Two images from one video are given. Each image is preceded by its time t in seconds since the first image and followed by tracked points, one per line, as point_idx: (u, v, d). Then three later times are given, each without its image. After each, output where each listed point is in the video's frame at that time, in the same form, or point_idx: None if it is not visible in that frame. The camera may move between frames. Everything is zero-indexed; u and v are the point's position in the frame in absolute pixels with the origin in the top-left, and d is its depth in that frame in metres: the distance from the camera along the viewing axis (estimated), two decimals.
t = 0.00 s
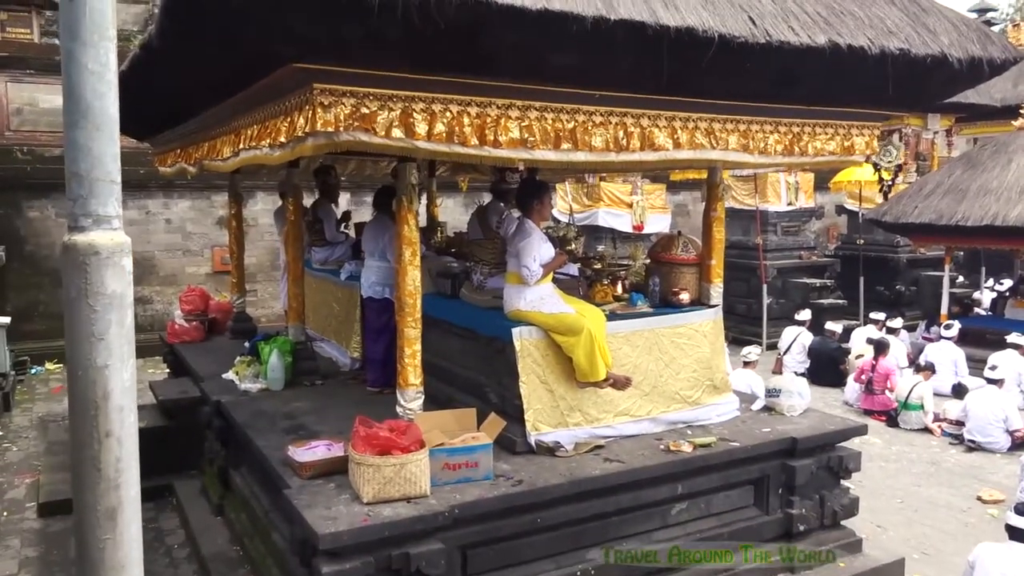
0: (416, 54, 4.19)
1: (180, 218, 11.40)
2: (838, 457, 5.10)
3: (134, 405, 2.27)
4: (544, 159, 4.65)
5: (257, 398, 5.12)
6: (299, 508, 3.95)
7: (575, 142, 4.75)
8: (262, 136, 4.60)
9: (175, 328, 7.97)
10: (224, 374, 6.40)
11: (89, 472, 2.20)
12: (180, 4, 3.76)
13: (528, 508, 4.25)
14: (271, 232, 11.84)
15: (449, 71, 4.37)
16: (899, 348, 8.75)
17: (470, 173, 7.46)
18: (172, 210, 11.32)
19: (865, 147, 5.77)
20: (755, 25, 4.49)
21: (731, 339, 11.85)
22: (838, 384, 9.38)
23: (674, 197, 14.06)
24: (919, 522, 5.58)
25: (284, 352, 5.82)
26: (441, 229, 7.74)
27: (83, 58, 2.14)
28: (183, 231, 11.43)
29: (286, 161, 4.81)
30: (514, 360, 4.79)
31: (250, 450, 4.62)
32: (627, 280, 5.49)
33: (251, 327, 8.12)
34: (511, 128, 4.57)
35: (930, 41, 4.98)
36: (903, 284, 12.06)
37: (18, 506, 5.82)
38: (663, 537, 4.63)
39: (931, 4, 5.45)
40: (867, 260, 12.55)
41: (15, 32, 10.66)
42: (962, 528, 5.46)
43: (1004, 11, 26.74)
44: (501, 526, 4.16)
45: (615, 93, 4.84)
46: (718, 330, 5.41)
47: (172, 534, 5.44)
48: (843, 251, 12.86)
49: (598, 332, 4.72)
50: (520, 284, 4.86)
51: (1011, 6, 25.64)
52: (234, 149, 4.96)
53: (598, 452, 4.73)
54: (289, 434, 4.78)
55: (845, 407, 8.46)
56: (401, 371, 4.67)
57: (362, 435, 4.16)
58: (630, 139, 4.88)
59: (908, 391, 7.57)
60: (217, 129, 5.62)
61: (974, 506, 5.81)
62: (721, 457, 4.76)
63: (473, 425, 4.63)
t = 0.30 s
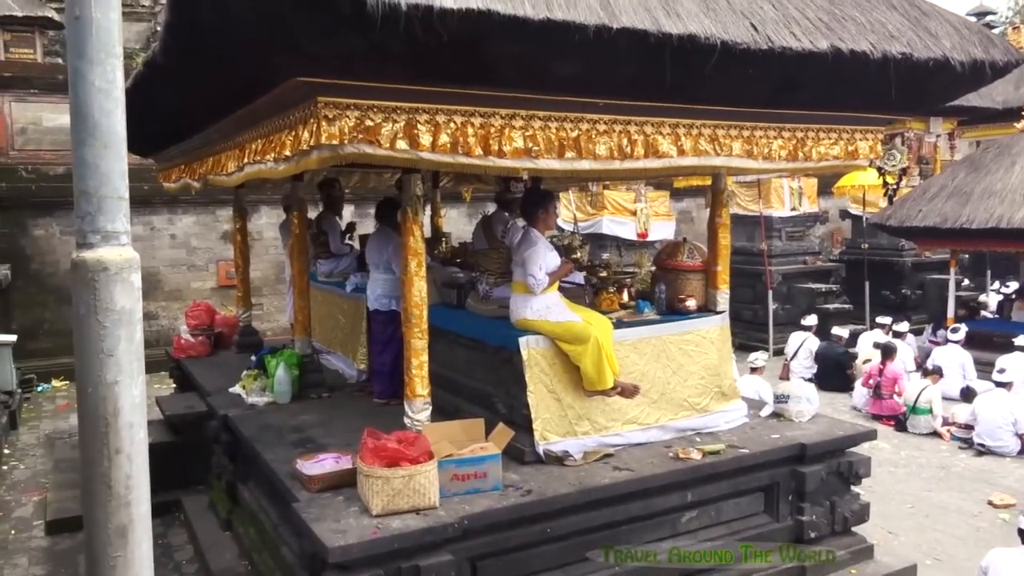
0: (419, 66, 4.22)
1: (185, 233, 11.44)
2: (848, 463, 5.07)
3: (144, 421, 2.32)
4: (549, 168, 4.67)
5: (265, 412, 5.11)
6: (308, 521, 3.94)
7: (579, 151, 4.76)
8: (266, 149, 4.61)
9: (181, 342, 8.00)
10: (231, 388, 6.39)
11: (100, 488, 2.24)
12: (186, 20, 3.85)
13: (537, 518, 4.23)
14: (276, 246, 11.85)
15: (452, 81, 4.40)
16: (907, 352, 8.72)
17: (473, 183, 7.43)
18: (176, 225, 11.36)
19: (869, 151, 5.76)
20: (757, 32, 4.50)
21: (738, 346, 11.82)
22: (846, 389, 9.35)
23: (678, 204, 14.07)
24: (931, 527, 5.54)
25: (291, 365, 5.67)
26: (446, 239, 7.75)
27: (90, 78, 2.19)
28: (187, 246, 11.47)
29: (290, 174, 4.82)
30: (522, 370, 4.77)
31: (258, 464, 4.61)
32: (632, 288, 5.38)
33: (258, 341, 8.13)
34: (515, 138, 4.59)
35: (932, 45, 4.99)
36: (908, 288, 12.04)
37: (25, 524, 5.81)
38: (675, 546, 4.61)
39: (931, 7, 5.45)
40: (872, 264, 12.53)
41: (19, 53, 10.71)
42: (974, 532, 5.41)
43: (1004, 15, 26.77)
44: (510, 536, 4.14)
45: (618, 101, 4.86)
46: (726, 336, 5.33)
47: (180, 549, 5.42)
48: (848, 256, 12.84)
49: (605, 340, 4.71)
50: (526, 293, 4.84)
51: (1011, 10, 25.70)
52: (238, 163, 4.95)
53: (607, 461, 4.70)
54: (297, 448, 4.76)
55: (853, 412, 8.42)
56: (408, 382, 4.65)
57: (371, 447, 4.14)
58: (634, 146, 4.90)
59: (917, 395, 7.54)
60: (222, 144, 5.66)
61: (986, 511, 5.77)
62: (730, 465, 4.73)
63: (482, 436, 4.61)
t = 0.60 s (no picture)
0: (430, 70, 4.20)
1: (195, 240, 11.46)
2: (864, 472, 5.00)
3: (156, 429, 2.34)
4: (561, 173, 4.63)
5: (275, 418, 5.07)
6: (319, 528, 3.90)
7: (591, 156, 4.74)
8: (277, 155, 4.58)
9: (192, 350, 8.00)
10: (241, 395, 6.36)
11: (112, 498, 2.27)
12: (196, 28, 3.79)
13: (550, 526, 4.18)
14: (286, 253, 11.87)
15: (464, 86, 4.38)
16: (923, 360, 8.64)
17: (484, 189, 7.39)
18: (186, 232, 11.38)
19: (885, 156, 5.70)
20: (771, 36, 4.46)
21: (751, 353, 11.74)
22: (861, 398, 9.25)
23: (690, 210, 14.02)
24: (949, 538, 5.45)
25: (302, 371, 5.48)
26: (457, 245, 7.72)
27: (104, 83, 2.22)
28: (197, 252, 11.47)
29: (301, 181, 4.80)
30: (534, 377, 4.73)
31: (269, 471, 4.57)
32: (645, 294, 5.31)
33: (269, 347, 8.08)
34: (527, 143, 4.57)
35: (948, 48, 4.93)
36: (924, 295, 11.95)
37: (34, 532, 5.80)
38: (688, 555, 4.55)
39: (947, 11, 5.40)
40: (887, 271, 12.44)
41: (28, 60, 11.01)
42: (993, 544, 5.32)
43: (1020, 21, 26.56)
44: (522, 545, 4.09)
45: (630, 106, 4.83)
46: (740, 343, 5.26)
47: (190, 556, 5.39)
48: (863, 262, 12.76)
49: (618, 346, 4.67)
50: (539, 299, 4.80)
51: None
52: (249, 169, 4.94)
53: (620, 469, 4.65)
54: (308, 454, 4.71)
55: (869, 421, 8.34)
56: (419, 389, 4.59)
57: (383, 454, 4.09)
58: (647, 151, 4.87)
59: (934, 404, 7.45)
60: (234, 150, 5.64)
61: (1004, 522, 5.67)
62: (744, 473, 4.67)
63: (494, 443, 4.56)
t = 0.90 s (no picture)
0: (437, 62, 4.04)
1: (194, 239, 11.31)
2: (893, 481, 4.77)
3: (156, 433, 2.37)
4: (574, 169, 4.45)
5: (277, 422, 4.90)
6: (322, 538, 3.74)
7: (606, 151, 4.55)
8: (280, 152, 4.43)
9: (192, 352, 7.62)
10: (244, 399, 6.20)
11: (112, 500, 2.30)
12: (197, 21, 3.66)
13: (563, 537, 4.00)
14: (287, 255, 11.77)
15: (474, 80, 4.21)
16: (956, 365, 8.33)
17: (494, 186, 7.20)
18: (185, 231, 11.24)
19: (915, 150, 5.44)
20: (794, 25, 4.25)
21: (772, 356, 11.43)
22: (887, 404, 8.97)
23: (710, 206, 13.98)
24: (984, 551, 5.19)
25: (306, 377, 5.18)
26: (465, 245, 7.52)
27: (105, 78, 2.24)
28: (197, 251, 11.32)
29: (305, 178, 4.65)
30: (545, 380, 4.55)
31: (272, 479, 4.40)
32: (662, 295, 5.09)
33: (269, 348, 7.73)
34: (538, 138, 4.39)
35: (982, 36, 4.69)
36: (957, 296, 11.63)
37: (29, 541, 5.69)
38: (708, 568, 4.35)
39: None
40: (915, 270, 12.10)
41: (23, 53, 10.74)
42: None
43: None
44: (534, 556, 3.91)
45: (646, 99, 4.64)
46: (761, 345, 5.03)
47: (190, 567, 5.21)
48: (891, 262, 12.44)
49: (633, 349, 4.49)
50: (550, 299, 4.61)
51: None
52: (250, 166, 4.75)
53: (635, 477, 4.46)
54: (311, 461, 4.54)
55: (898, 428, 8.06)
56: (426, 393, 4.41)
57: (389, 461, 3.93)
58: (664, 146, 4.67)
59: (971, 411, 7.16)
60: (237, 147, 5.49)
61: None
62: (767, 482, 4.45)
63: (504, 450, 4.37)
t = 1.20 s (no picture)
0: (445, 36, 3.59)
1: (176, 230, 9.82)
2: (958, 508, 4.23)
3: (132, 441, 2.18)
4: (597, 155, 3.97)
5: (267, 433, 4.43)
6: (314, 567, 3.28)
7: (634, 135, 4.06)
8: (273, 134, 3.97)
9: (173, 357, 6.52)
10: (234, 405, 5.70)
11: (82, 515, 2.12)
12: None
13: (584, 566, 3.52)
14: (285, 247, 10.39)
15: (486, 55, 3.74)
16: None
17: (510, 174, 6.71)
18: (167, 221, 9.76)
19: (982, 134, 4.87)
20: None
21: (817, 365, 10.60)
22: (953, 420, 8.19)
23: (751, 197, 13.25)
24: None
25: (297, 385, 4.59)
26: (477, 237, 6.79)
27: (78, 52, 2.04)
28: (179, 244, 9.83)
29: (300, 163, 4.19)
30: (564, 391, 4.06)
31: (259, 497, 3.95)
32: (697, 295, 4.58)
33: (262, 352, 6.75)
34: (557, 119, 3.91)
35: None
36: None
37: None
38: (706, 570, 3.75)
39: None
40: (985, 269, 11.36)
41: None
42: None
43: None
44: None
45: (680, 76, 4.14)
46: (807, 353, 4.49)
47: None
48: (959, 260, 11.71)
49: (664, 356, 3.99)
50: (571, 300, 4.12)
51: None
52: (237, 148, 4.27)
53: (665, 500, 3.97)
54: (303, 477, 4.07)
55: (964, 447, 7.40)
56: (431, 404, 3.92)
57: (389, 479, 3.48)
58: (699, 128, 4.17)
59: None
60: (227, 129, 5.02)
61: None
62: (815, 506, 3.94)
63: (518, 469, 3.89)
